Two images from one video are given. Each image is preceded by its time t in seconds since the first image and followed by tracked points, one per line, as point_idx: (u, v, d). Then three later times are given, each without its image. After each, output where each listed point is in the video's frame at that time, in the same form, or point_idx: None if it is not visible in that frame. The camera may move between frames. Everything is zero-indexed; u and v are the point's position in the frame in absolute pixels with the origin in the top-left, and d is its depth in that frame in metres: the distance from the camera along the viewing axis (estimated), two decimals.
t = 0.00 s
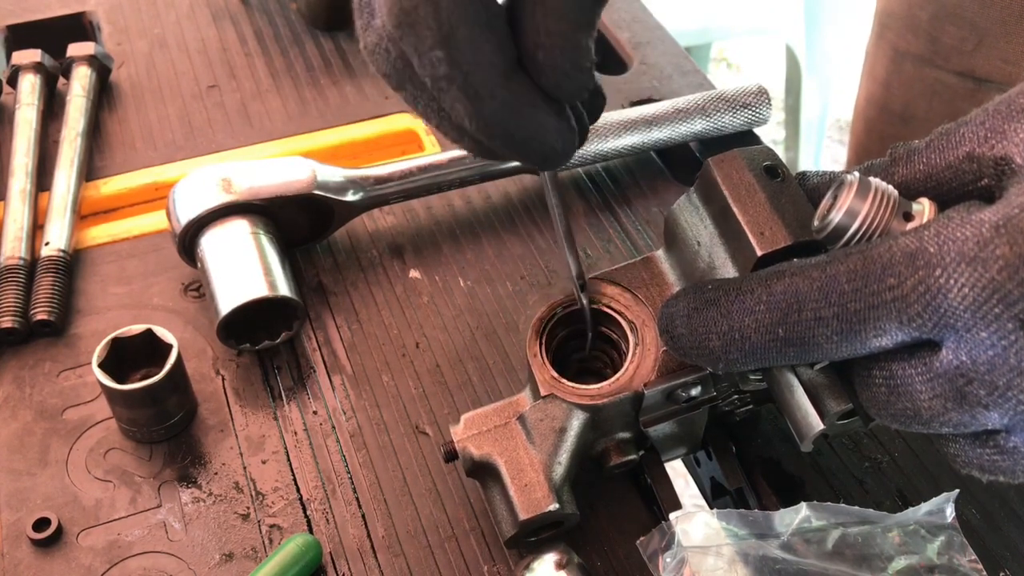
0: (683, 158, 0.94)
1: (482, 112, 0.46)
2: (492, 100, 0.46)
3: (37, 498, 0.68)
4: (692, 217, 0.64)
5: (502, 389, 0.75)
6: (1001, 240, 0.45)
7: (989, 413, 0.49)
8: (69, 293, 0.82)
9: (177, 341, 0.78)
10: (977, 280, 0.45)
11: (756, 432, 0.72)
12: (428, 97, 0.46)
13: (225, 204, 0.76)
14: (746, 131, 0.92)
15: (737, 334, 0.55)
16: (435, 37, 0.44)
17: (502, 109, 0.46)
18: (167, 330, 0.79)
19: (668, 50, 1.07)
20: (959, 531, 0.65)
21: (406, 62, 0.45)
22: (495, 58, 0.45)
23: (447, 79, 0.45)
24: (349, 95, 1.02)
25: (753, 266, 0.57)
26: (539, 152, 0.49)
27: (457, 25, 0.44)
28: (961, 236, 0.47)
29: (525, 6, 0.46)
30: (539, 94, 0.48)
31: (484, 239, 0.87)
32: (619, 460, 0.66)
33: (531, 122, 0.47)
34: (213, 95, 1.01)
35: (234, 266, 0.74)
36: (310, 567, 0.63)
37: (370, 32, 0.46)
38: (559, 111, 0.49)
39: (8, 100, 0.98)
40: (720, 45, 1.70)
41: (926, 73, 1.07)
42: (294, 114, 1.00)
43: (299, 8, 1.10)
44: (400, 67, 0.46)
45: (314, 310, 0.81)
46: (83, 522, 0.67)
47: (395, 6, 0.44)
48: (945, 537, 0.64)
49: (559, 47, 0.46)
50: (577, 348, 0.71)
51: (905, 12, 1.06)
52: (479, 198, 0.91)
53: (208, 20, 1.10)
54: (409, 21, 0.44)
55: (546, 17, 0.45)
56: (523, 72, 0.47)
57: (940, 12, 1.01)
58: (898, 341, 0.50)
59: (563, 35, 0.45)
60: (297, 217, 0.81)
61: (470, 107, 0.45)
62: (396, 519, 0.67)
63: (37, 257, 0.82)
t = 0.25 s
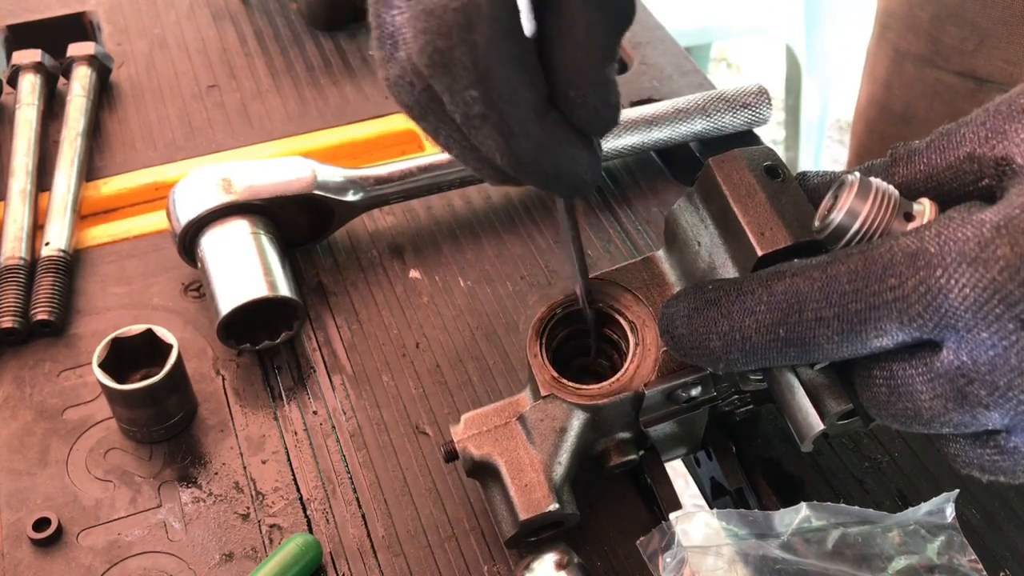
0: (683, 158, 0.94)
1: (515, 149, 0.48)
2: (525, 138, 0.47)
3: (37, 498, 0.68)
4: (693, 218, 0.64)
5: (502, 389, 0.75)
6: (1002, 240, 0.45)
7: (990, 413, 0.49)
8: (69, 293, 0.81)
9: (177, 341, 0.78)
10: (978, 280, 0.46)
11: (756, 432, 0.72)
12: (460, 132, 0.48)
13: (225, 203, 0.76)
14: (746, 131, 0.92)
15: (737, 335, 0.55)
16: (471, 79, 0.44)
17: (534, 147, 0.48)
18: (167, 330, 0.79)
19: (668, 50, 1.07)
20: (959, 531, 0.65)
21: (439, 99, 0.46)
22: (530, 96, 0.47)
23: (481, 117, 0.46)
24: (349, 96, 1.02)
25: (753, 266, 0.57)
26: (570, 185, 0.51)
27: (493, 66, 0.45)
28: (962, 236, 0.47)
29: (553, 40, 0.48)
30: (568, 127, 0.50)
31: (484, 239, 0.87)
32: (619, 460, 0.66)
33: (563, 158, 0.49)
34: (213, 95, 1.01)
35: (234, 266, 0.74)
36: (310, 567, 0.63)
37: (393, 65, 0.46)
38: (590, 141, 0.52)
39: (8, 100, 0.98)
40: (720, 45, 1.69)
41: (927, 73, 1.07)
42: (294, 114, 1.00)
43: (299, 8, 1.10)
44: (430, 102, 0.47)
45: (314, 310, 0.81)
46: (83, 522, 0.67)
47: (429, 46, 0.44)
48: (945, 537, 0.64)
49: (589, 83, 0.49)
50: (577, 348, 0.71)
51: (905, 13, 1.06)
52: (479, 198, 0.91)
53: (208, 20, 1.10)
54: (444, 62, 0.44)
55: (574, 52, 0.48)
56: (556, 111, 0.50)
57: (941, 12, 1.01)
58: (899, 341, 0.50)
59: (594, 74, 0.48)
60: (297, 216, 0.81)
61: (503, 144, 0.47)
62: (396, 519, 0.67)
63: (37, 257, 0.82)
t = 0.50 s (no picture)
0: (683, 158, 0.94)
1: (497, 123, 0.44)
2: (508, 109, 0.44)
3: (37, 498, 0.68)
4: (693, 218, 0.64)
5: (502, 389, 0.75)
6: (1002, 240, 0.45)
7: (989, 414, 0.49)
8: (69, 293, 0.82)
9: (177, 341, 0.78)
10: (978, 281, 0.46)
11: (756, 432, 0.72)
12: (443, 101, 0.45)
13: (225, 203, 0.76)
14: (746, 131, 0.92)
15: (737, 335, 0.55)
16: (452, 44, 0.41)
17: (519, 118, 0.44)
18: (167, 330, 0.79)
19: (668, 50, 1.07)
20: (959, 531, 0.65)
21: (422, 66, 0.44)
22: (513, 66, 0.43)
23: (464, 87, 0.43)
24: (349, 96, 1.02)
25: (753, 266, 0.57)
26: (555, 162, 0.47)
27: (475, 33, 0.41)
28: (961, 237, 0.47)
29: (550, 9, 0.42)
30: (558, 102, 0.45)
31: (484, 239, 0.87)
32: (619, 460, 0.66)
33: (546, 133, 0.45)
34: (213, 95, 1.01)
35: (234, 266, 0.74)
36: (310, 567, 0.63)
37: (382, 35, 0.44)
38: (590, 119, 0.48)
39: (8, 100, 0.98)
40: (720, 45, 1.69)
41: (927, 74, 1.06)
42: (294, 114, 1.00)
43: (299, 8, 1.10)
44: (415, 70, 0.44)
45: (314, 310, 0.81)
46: (83, 522, 0.67)
47: (410, 8, 0.41)
48: (945, 537, 0.64)
49: (581, 53, 0.43)
50: (578, 348, 0.71)
51: (905, 13, 1.06)
52: (479, 198, 0.91)
53: (208, 20, 1.10)
54: (425, 25, 0.41)
55: (568, 23, 0.42)
56: (541, 82, 0.45)
57: (941, 12, 1.01)
58: (899, 342, 0.50)
59: (590, 41, 0.42)
60: (297, 216, 0.81)
61: (484, 116, 0.44)
62: (396, 519, 0.67)
63: (37, 257, 0.82)
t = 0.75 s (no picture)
0: (683, 158, 0.94)
1: (506, 142, 0.48)
2: (518, 131, 0.48)
3: (37, 498, 0.68)
4: (693, 218, 0.64)
5: (502, 389, 0.75)
6: (1002, 241, 0.45)
7: (989, 414, 0.49)
8: (69, 293, 0.81)
9: (177, 341, 0.78)
10: (977, 281, 0.45)
11: (756, 432, 0.72)
12: (456, 117, 0.49)
13: (225, 203, 0.76)
14: (746, 131, 0.92)
15: (737, 335, 0.55)
16: (468, 67, 0.45)
17: (526, 141, 0.48)
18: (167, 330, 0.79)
19: (668, 50, 1.07)
20: (959, 531, 0.65)
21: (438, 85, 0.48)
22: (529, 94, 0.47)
23: (475, 107, 0.46)
24: (349, 96, 1.02)
25: (754, 266, 0.57)
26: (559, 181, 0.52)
27: (490, 58, 0.44)
28: (961, 237, 0.47)
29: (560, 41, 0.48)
30: (564, 128, 0.50)
31: (484, 238, 0.87)
32: (619, 460, 0.66)
33: (553, 154, 0.50)
34: (213, 95, 1.01)
35: (234, 266, 0.74)
36: (310, 567, 0.63)
37: (401, 51, 0.49)
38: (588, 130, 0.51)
39: (8, 100, 0.98)
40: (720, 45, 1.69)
41: (928, 74, 1.06)
42: (294, 114, 1.00)
43: (299, 8, 1.10)
44: (431, 86, 0.48)
45: (314, 310, 0.81)
46: (83, 522, 0.67)
47: (429, 32, 0.45)
48: (945, 537, 0.64)
49: (589, 84, 0.48)
50: (578, 349, 0.71)
51: (906, 13, 1.06)
52: (479, 198, 0.91)
53: (208, 20, 1.10)
54: (443, 48, 0.45)
55: (580, 54, 0.47)
56: (551, 106, 0.49)
57: (941, 13, 1.01)
58: (899, 342, 0.50)
59: (595, 74, 0.48)
60: (297, 216, 0.81)
61: (495, 136, 0.48)
62: (396, 519, 0.67)
63: (37, 257, 0.82)
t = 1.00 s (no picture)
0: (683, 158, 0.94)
1: (508, 120, 0.47)
2: (519, 109, 0.47)
3: (37, 498, 0.68)
4: (694, 218, 0.64)
5: (502, 389, 0.75)
6: (1002, 243, 0.45)
7: (990, 415, 0.49)
8: (69, 293, 0.81)
9: (177, 341, 0.78)
10: (978, 283, 0.46)
11: (756, 432, 0.72)
12: (458, 95, 0.47)
13: (225, 203, 0.76)
14: (746, 131, 0.92)
15: (738, 336, 0.55)
16: (470, 38, 0.44)
17: (529, 119, 0.47)
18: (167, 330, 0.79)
19: (668, 50, 1.07)
20: (959, 531, 0.65)
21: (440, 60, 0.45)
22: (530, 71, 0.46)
23: (477, 81, 0.45)
24: (349, 96, 1.02)
25: (754, 267, 0.57)
26: (561, 165, 0.50)
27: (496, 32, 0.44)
28: (962, 239, 0.47)
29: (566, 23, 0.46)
30: (569, 110, 0.49)
31: (484, 238, 0.87)
32: (619, 460, 0.66)
33: (555, 136, 0.48)
34: (213, 95, 1.01)
35: (234, 266, 0.74)
36: (310, 567, 0.63)
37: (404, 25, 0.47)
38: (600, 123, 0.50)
39: (8, 100, 0.98)
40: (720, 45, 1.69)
41: (929, 74, 1.06)
42: (294, 114, 1.00)
43: (299, 8, 1.10)
44: (433, 63, 0.45)
45: (314, 310, 0.81)
46: (83, 521, 0.67)
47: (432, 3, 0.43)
48: (945, 537, 0.64)
49: (594, 64, 0.46)
50: (578, 349, 0.71)
51: (906, 14, 1.06)
52: (479, 198, 0.91)
53: (208, 20, 1.10)
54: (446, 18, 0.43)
55: (586, 34, 0.46)
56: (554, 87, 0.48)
57: (942, 13, 1.01)
58: (899, 343, 0.50)
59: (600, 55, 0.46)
60: (298, 216, 0.81)
61: (497, 113, 0.47)
62: (396, 519, 0.67)
63: (37, 257, 0.82)
